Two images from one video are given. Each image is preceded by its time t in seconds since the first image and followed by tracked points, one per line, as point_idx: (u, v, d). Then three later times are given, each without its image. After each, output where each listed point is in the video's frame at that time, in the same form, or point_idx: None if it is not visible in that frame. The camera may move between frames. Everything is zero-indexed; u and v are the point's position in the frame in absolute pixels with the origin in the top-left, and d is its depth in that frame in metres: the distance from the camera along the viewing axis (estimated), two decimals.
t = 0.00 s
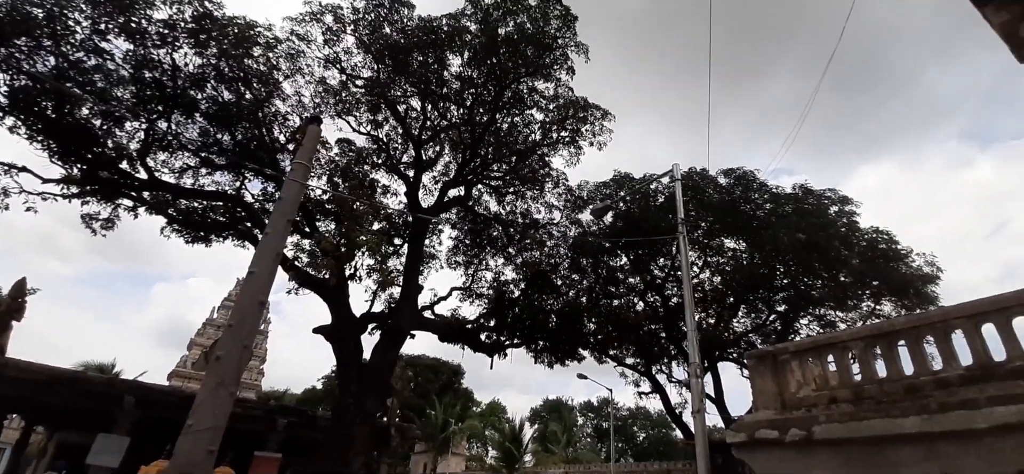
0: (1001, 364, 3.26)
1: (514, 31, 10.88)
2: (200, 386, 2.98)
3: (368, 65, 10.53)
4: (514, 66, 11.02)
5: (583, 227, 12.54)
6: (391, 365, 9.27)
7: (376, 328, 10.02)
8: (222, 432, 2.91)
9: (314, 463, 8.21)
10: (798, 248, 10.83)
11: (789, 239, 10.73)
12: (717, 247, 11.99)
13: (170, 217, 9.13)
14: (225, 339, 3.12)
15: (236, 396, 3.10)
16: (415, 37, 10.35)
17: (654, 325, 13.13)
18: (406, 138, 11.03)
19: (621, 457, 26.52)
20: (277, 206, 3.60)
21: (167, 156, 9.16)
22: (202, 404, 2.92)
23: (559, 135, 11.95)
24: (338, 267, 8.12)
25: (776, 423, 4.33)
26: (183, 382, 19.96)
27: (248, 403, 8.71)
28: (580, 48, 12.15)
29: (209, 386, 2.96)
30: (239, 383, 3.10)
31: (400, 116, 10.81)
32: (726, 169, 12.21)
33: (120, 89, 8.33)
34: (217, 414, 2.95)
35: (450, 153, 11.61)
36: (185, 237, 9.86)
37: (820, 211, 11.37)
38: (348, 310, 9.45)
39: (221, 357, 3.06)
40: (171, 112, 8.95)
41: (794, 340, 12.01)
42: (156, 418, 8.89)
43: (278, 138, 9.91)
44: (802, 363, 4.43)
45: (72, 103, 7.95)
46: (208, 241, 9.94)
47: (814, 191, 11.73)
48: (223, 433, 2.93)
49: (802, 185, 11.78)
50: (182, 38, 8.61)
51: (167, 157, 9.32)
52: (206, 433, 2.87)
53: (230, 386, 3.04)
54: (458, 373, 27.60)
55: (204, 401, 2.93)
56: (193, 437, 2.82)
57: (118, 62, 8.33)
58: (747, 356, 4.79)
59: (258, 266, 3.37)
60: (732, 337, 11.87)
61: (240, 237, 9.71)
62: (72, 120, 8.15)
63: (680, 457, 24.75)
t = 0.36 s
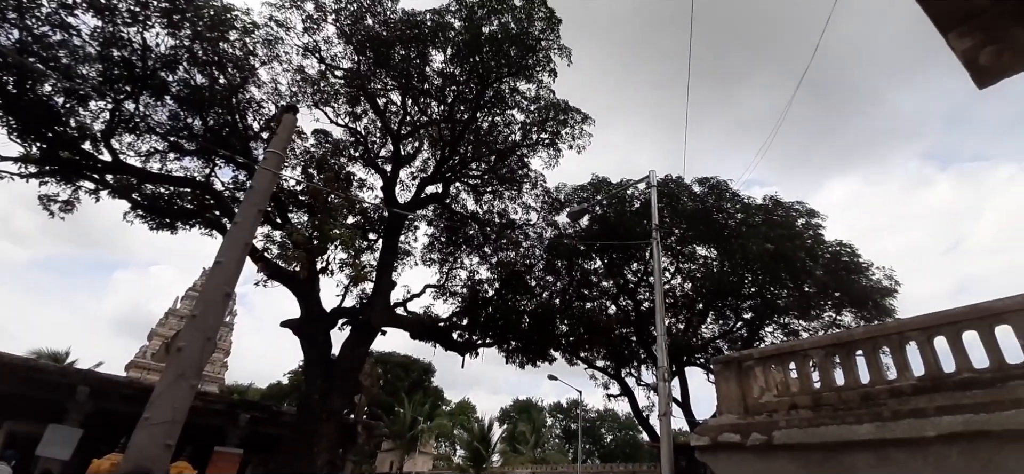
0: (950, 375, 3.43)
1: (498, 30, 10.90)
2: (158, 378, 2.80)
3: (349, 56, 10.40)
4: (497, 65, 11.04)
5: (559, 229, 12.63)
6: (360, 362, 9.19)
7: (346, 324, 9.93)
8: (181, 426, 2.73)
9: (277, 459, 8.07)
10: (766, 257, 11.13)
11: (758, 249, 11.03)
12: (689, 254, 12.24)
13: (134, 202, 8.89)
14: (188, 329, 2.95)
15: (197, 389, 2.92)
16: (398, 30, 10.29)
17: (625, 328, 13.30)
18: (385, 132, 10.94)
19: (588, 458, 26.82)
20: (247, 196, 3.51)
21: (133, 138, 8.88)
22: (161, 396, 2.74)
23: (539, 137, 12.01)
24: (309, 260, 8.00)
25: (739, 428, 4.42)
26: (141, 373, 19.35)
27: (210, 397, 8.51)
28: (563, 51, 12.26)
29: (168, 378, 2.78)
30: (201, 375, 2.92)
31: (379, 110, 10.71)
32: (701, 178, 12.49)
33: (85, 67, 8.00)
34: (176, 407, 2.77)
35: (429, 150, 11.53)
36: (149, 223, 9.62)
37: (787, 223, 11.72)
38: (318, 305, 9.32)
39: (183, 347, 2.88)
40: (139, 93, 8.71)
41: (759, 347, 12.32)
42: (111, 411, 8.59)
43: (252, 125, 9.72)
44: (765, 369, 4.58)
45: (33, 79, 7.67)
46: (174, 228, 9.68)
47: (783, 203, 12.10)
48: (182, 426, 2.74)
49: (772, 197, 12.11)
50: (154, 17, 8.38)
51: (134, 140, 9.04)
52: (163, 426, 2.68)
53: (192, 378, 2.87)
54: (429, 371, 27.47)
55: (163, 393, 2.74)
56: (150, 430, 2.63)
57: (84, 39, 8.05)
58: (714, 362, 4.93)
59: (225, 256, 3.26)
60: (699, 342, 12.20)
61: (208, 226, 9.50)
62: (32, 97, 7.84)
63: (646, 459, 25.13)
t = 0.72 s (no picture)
0: (912, 383, 3.56)
1: (486, 29, 10.92)
2: (124, 369, 2.71)
3: (333, 47, 10.29)
4: (483, 64, 11.05)
5: (540, 230, 12.69)
6: (334, 358, 9.11)
7: (322, 318, 9.82)
8: (146, 420, 2.63)
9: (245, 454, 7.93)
10: (741, 264, 11.37)
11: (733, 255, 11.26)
12: (667, 258, 12.44)
13: (104, 186, 8.68)
14: (156, 319, 2.86)
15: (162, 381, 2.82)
16: (384, 23, 10.20)
17: (602, 331, 13.37)
18: (368, 126, 10.86)
19: (561, 458, 26.98)
20: (222, 185, 3.46)
21: (105, 121, 8.65)
22: (126, 388, 2.64)
23: (523, 137, 12.05)
24: (286, 251, 7.90)
25: (709, 431, 4.49)
26: (107, 364, 18.83)
27: (178, 389, 8.33)
28: (550, 53, 12.34)
29: (134, 369, 2.69)
30: (168, 367, 2.84)
31: (363, 103, 10.62)
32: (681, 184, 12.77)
33: (58, 46, 7.83)
34: (142, 399, 2.67)
35: (412, 146, 11.41)
36: (119, 210, 9.40)
37: (762, 231, 12.01)
38: (293, 298, 9.19)
39: (150, 338, 2.79)
40: (113, 75, 8.50)
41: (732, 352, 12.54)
42: (73, 401, 8.34)
43: (230, 113, 9.52)
44: (737, 374, 4.68)
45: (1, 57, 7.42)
46: (145, 215, 9.46)
47: (759, 211, 12.41)
48: (147, 421, 2.65)
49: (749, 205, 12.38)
50: None
51: (106, 123, 8.82)
52: (128, 418, 2.58)
53: (159, 369, 2.78)
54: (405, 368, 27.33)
55: (127, 385, 2.64)
56: (112, 423, 2.52)
57: (58, 17, 7.85)
58: (687, 366, 5.01)
59: (198, 245, 3.20)
60: (674, 346, 12.26)
61: (181, 214, 9.32)
62: None
63: (618, 460, 25.37)
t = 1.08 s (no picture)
0: (865, 393, 3.69)
1: (471, 24, 10.88)
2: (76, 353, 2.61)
3: (314, 32, 10.09)
4: (467, 60, 11.01)
5: (516, 230, 12.71)
6: (300, 349, 8.94)
7: (289, 309, 9.64)
8: (98, 407, 2.54)
9: (202, 446, 7.72)
10: (710, 271, 11.60)
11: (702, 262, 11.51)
12: (641, 263, 12.65)
13: (65, 162, 8.36)
14: (113, 303, 2.78)
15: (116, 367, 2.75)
16: (368, 11, 9.92)
17: (573, 332, 13.41)
18: (346, 116, 10.70)
19: (527, 458, 27.08)
20: (191, 167, 3.37)
21: (69, 95, 8.34)
22: (77, 373, 2.55)
23: (503, 136, 12.04)
24: (254, 239, 7.74)
25: (672, 433, 4.56)
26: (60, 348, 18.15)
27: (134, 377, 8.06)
28: (534, 53, 12.37)
29: (88, 354, 2.60)
30: (123, 353, 2.76)
31: (342, 92, 10.46)
32: (657, 191, 13.01)
33: (23, 14, 7.59)
34: (95, 385, 2.58)
35: (391, 138, 11.24)
36: (80, 188, 9.08)
37: (733, 240, 12.30)
38: (260, 287, 8.99)
39: (106, 322, 2.70)
40: (80, 48, 8.19)
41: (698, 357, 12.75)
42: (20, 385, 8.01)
43: (202, 94, 9.25)
44: (702, 379, 4.77)
45: None
46: (108, 195, 9.15)
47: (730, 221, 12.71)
48: (99, 408, 2.56)
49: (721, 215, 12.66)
50: None
51: (70, 97, 8.50)
52: (78, 405, 2.49)
53: (114, 356, 2.70)
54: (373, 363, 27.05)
55: (79, 370, 2.55)
56: (61, 409, 2.42)
57: None
58: (654, 370, 5.09)
59: (162, 228, 3.11)
60: (643, 350, 12.39)
61: (146, 196, 9.03)
62: None
63: (583, 461, 25.62)
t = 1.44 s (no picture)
0: (821, 399, 3.82)
1: (453, 18, 10.80)
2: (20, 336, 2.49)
3: (292, 16, 9.88)
4: (448, 53, 10.92)
5: (489, 228, 12.69)
6: (263, 340, 8.74)
7: (253, 299, 9.42)
8: (43, 392, 2.44)
9: (155, 437, 7.48)
10: (679, 276, 11.82)
11: (671, 267, 11.74)
12: (612, 266, 12.82)
13: (19, 136, 7.98)
14: (64, 285, 2.66)
15: (63, 352, 2.65)
16: None
17: (541, 331, 13.37)
18: (321, 104, 10.51)
19: (492, 456, 27.08)
20: (152, 146, 3.25)
21: (26, 65, 7.97)
22: (20, 357, 2.43)
23: (482, 133, 11.98)
24: (220, 225, 7.53)
25: (633, 434, 4.62)
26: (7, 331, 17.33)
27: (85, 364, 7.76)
28: (515, 51, 12.35)
29: (33, 337, 2.48)
30: (73, 338, 2.65)
31: (317, 79, 10.26)
32: (631, 195, 13.22)
33: None
34: (41, 370, 2.47)
35: (367, 129, 11.10)
36: (35, 163, 8.68)
37: (701, 247, 12.58)
38: (223, 275, 8.76)
39: (55, 304, 2.59)
40: (40, 17, 7.83)
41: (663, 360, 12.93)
42: None
43: (170, 72, 8.95)
44: (665, 381, 4.86)
45: None
46: (64, 172, 8.78)
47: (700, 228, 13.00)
48: (44, 394, 2.45)
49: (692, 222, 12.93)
50: None
51: (28, 68, 8.12)
52: (22, 390, 2.38)
53: (63, 340, 2.59)
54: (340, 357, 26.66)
55: (24, 353, 2.44)
56: (2, 395, 2.31)
57: None
58: (620, 371, 5.15)
59: (120, 209, 2.99)
60: (609, 352, 12.54)
61: (105, 175, 8.69)
62: None
63: (547, 460, 25.77)
